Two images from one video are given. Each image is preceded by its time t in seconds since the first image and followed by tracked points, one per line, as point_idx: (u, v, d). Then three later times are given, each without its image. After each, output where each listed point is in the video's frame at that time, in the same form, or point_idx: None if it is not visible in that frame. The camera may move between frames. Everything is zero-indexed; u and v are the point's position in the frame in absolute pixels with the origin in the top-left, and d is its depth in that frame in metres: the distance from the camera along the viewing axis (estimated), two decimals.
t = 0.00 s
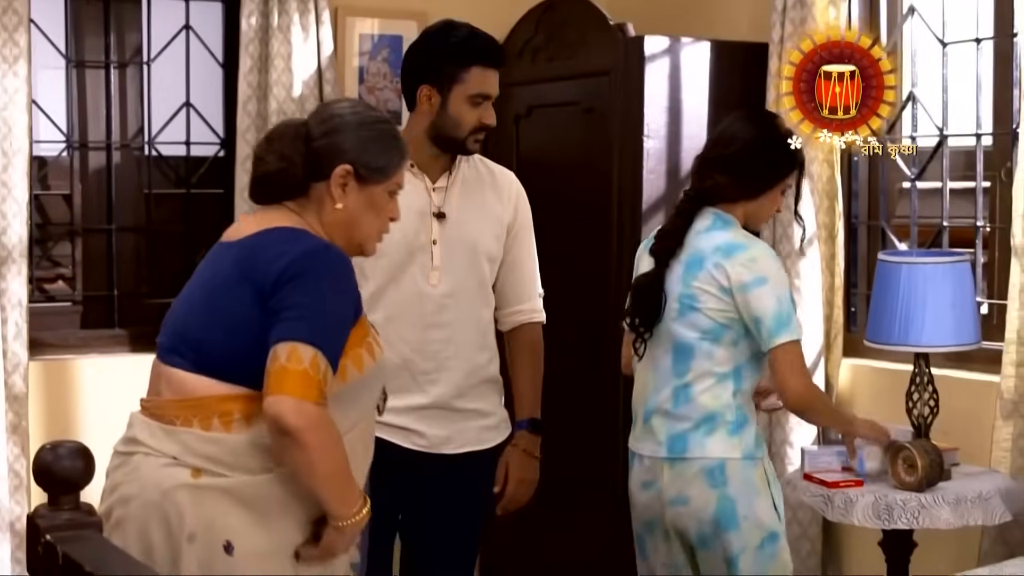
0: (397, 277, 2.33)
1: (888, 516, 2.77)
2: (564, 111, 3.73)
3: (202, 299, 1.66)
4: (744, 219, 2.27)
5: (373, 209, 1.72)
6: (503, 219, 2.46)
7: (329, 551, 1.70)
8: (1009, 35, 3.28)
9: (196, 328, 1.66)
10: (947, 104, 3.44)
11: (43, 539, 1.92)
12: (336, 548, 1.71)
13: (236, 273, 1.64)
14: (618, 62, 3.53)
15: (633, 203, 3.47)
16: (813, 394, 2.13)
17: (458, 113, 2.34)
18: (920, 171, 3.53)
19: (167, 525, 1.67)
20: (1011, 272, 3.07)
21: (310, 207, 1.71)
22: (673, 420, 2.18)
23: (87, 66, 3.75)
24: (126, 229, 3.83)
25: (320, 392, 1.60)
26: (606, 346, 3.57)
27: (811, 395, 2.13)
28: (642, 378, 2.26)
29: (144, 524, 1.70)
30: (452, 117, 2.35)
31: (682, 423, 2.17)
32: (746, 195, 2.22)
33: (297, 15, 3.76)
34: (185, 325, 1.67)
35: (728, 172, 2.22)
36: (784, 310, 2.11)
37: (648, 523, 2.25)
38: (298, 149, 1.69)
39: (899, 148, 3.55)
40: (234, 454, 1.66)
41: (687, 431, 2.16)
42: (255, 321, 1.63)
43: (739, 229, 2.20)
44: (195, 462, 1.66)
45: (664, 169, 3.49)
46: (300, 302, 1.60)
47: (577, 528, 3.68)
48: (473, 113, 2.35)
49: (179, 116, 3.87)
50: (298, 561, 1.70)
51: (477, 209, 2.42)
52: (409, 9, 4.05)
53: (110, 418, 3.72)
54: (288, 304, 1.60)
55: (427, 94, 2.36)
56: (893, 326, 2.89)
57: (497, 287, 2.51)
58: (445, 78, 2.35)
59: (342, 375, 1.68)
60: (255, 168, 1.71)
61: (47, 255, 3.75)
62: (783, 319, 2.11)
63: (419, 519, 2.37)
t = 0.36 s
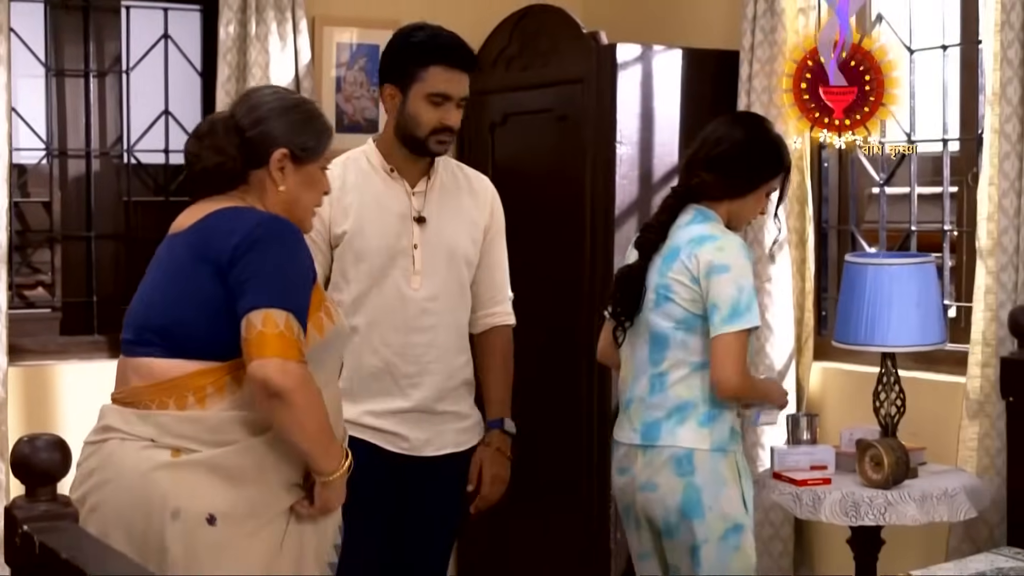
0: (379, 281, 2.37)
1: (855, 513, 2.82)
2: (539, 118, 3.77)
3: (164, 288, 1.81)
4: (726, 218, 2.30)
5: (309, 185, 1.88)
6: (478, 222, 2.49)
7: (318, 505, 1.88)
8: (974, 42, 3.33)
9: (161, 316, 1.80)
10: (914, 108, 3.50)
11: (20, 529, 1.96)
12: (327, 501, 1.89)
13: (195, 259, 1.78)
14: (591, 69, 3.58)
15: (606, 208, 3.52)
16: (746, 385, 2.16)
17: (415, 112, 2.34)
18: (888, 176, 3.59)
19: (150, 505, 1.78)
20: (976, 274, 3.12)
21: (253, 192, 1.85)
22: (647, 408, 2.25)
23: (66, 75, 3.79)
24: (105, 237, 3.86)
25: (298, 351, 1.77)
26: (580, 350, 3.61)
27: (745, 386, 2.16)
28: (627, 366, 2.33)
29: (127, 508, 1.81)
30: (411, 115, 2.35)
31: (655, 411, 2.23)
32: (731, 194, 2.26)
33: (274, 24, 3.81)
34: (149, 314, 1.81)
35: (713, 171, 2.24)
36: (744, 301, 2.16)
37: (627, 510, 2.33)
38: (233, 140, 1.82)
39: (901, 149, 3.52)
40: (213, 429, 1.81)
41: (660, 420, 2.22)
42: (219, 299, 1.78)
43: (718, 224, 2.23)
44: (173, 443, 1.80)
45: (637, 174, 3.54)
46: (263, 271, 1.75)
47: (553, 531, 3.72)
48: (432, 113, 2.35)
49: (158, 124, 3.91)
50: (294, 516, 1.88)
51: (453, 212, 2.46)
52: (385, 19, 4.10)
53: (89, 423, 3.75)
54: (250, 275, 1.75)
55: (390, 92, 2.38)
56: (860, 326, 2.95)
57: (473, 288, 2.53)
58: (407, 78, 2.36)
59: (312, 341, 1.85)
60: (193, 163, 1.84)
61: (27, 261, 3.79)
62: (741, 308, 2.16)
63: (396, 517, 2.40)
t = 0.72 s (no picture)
0: (371, 280, 2.41)
1: (848, 508, 2.86)
2: (540, 124, 3.83)
3: (173, 283, 1.85)
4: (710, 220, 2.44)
5: (301, 176, 1.94)
6: (467, 223, 2.55)
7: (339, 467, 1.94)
8: (967, 46, 3.38)
9: (171, 311, 1.84)
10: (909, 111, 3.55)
11: (27, 515, 2.01)
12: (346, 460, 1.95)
13: (206, 253, 1.83)
14: (590, 74, 3.63)
15: (605, 211, 3.57)
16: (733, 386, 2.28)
17: (363, 103, 2.41)
18: (884, 179, 3.63)
19: (175, 497, 1.79)
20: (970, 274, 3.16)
21: (248, 185, 1.91)
22: (631, 402, 2.36)
23: (74, 82, 3.86)
24: (113, 241, 3.92)
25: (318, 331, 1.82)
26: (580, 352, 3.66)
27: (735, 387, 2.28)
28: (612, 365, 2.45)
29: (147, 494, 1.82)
30: (365, 107, 2.42)
31: (639, 405, 2.34)
32: (716, 196, 2.39)
33: (279, 32, 3.88)
34: (158, 309, 1.85)
35: (696, 174, 2.39)
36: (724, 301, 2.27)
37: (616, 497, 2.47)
38: (225, 136, 1.89)
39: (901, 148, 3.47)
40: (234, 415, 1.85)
41: (644, 414, 2.34)
42: (232, 290, 1.83)
43: (699, 226, 2.36)
44: (198, 433, 1.83)
45: (636, 178, 3.59)
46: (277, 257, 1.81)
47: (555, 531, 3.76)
48: (379, 104, 2.40)
49: (165, 131, 3.97)
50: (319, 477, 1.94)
51: (442, 212, 2.52)
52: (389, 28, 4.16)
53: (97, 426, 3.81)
54: (264, 261, 1.81)
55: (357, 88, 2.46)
56: (854, 324, 3.00)
57: (465, 289, 2.59)
58: (366, 71, 2.43)
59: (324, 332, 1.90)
60: (188, 161, 1.91)
61: (36, 266, 3.84)
62: (723, 308, 2.28)
63: (393, 515, 2.44)
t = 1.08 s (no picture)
0: (358, 283, 2.46)
1: (834, 509, 2.90)
2: (534, 134, 3.88)
3: (186, 292, 1.75)
4: (689, 228, 2.51)
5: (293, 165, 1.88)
6: (448, 224, 2.60)
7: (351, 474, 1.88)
8: (953, 55, 3.43)
9: (183, 321, 1.75)
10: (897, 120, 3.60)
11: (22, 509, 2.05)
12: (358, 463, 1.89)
13: (226, 263, 1.74)
14: (582, 84, 3.68)
15: (597, 220, 3.62)
16: (685, 379, 2.32)
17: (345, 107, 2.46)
18: (873, 188, 3.68)
19: (218, 503, 1.70)
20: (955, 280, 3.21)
21: (251, 191, 1.83)
22: (609, 405, 2.43)
23: (75, 94, 3.91)
24: (113, 251, 3.98)
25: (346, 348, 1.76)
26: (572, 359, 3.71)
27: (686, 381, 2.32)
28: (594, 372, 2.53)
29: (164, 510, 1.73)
30: (347, 111, 2.47)
31: (616, 407, 2.41)
32: (691, 206, 2.46)
33: (276, 44, 3.94)
34: (168, 318, 1.75)
35: (674, 183, 2.45)
36: (681, 298, 2.33)
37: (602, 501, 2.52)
38: (231, 148, 1.79)
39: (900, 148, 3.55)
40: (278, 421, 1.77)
41: (620, 416, 2.40)
42: (255, 302, 1.75)
43: (671, 232, 2.43)
44: (240, 440, 1.75)
45: (628, 187, 3.64)
46: (308, 275, 1.73)
47: (548, 538, 3.80)
48: (360, 108, 2.45)
49: (164, 142, 4.03)
50: (331, 482, 1.88)
51: (424, 215, 2.57)
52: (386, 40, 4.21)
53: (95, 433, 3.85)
54: (292, 276, 1.73)
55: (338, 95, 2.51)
56: (840, 327, 3.04)
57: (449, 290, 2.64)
58: (347, 77, 2.49)
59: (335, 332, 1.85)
60: (186, 172, 1.80)
61: (36, 275, 3.89)
62: (680, 305, 2.33)
63: (384, 519, 2.49)
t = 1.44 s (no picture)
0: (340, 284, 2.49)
1: (817, 508, 2.93)
2: (523, 141, 3.91)
3: (122, 278, 1.74)
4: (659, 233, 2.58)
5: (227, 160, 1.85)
6: (428, 228, 2.63)
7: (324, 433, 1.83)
8: (937, 61, 3.46)
9: (123, 308, 1.73)
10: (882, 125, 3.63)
11: (5, 502, 2.08)
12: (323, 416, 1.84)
13: (153, 244, 1.72)
14: (570, 91, 3.71)
15: (586, 225, 3.65)
16: (631, 374, 2.41)
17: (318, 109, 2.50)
18: (858, 193, 3.71)
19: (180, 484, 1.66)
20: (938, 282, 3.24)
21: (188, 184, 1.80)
22: (589, 412, 2.54)
23: (69, 102, 3.95)
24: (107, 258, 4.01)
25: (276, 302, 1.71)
26: (560, 364, 3.73)
27: (633, 376, 2.40)
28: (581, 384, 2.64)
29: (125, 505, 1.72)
30: (323, 115, 2.52)
31: (595, 413, 2.52)
32: (654, 209, 2.55)
33: (268, 53, 3.98)
34: (108, 308, 1.74)
35: (641, 188, 2.55)
36: (625, 293, 2.42)
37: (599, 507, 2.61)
38: (165, 143, 1.78)
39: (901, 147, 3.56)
40: (218, 390, 1.72)
41: (598, 421, 2.51)
42: (187, 277, 1.72)
43: (633, 236, 2.53)
44: (190, 411, 1.70)
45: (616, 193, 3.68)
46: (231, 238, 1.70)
47: (538, 541, 3.82)
48: (333, 110, 2.50)
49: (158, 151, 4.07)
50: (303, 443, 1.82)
51: (405, 218, 2.60)
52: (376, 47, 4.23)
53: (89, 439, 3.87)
54: (215, 243, 1.70)
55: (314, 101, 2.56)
56: (822, 329, 3.07)
57: (428, 293, 2.67)
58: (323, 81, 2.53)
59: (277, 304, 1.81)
60: (124, 172, 1.78)
61: (30, 282, 3.92)
62: (625, 305, 2.41)
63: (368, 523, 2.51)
